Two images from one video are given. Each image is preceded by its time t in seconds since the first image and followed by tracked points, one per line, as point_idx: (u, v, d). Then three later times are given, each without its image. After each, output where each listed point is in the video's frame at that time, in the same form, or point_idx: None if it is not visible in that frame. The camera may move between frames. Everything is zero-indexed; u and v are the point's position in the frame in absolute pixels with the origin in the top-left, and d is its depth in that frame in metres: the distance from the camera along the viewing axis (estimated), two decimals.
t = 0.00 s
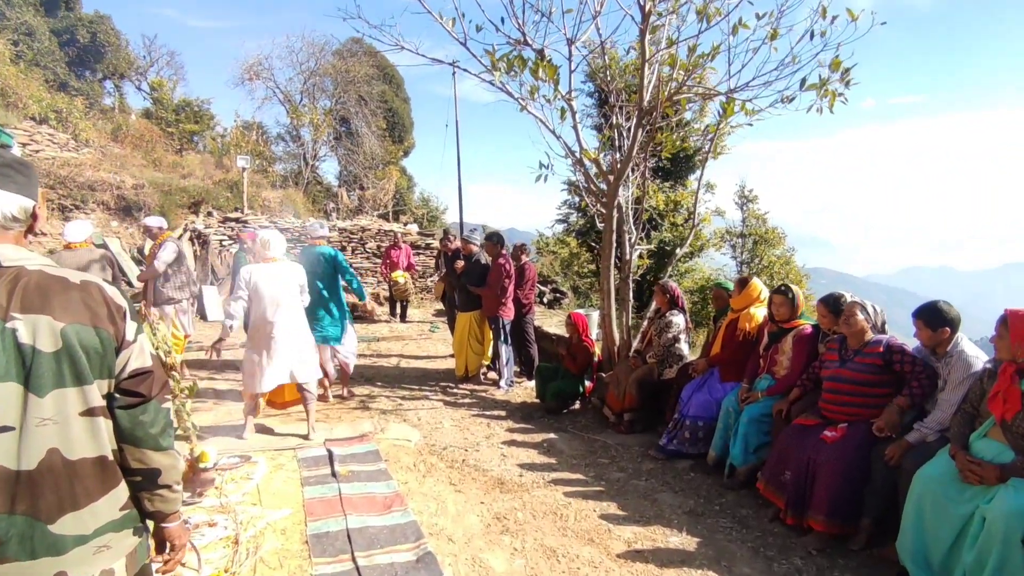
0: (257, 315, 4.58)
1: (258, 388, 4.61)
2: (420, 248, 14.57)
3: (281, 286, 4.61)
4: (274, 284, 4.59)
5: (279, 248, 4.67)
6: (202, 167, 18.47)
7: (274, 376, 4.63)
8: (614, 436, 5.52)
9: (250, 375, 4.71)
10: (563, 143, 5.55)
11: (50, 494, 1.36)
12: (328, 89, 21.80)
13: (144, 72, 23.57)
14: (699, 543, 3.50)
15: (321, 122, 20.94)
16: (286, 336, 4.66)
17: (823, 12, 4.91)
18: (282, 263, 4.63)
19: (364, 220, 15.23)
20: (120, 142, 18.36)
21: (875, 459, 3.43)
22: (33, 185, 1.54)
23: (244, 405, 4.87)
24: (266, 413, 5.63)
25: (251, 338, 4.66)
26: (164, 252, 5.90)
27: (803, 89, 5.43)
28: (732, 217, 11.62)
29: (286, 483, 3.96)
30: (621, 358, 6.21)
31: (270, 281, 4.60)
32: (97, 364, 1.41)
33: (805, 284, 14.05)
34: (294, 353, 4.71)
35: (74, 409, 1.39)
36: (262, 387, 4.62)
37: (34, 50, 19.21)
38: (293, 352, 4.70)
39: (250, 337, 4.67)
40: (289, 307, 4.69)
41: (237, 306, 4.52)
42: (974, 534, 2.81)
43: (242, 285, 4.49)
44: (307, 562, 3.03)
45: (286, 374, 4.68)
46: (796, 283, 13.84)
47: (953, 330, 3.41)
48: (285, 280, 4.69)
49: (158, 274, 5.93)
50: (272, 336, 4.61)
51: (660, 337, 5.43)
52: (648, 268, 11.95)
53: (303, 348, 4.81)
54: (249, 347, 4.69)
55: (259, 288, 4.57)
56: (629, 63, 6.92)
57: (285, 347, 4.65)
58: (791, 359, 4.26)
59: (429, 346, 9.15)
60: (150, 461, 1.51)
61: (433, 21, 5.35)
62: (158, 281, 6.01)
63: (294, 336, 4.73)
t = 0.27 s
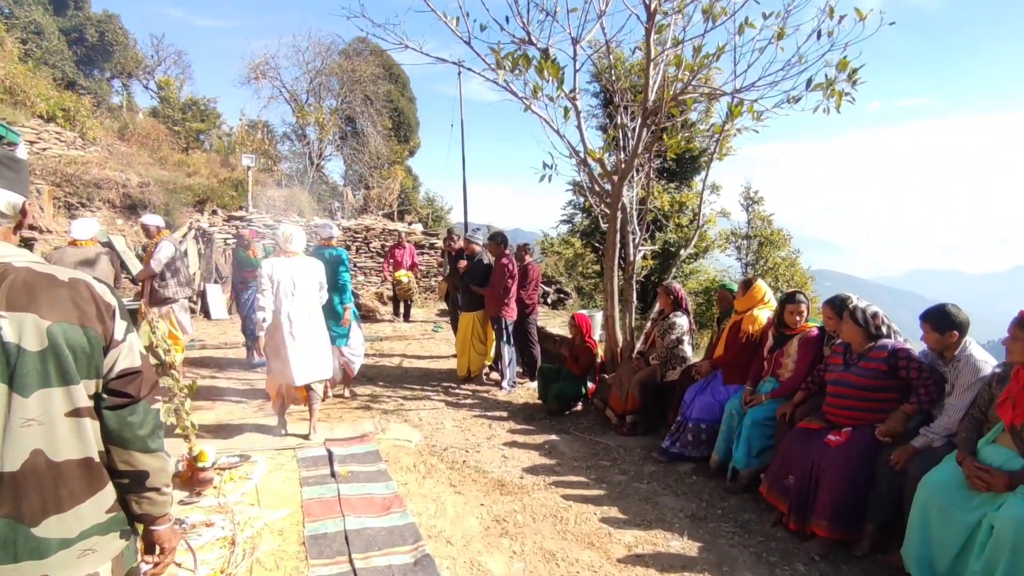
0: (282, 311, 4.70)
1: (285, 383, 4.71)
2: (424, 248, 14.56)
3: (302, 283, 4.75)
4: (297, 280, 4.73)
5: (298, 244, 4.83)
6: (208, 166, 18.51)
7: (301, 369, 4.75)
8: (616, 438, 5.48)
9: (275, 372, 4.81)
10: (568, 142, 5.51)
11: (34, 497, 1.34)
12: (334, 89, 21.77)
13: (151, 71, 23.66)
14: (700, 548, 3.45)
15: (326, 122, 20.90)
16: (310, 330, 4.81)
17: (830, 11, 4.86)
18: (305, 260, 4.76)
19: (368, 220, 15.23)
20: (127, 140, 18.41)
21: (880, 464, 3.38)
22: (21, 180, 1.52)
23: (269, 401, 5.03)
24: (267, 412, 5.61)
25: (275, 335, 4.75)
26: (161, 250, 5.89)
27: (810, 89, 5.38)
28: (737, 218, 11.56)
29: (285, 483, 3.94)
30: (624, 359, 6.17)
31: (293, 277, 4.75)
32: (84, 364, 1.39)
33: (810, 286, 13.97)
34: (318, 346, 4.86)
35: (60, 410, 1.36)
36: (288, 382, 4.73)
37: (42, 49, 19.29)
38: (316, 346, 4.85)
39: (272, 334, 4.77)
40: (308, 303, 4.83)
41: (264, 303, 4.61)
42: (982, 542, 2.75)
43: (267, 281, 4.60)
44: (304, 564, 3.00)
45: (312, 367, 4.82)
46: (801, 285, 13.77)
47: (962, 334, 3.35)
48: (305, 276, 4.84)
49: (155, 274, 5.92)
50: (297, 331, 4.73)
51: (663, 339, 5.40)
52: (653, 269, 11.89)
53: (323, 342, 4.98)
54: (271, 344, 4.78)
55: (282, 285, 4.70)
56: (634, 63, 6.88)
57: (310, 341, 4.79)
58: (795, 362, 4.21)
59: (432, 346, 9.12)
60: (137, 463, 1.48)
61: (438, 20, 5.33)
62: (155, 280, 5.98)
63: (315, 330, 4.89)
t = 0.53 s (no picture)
0: (297, 311, 4.70)
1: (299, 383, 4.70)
2: (433, 247, 14.57)
3: (314, 282, 4.75)
4: (312, 280, 4.75)
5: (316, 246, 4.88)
6: (219, 164, 18.66)
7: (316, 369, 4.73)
8: (620, 440, 5.45)
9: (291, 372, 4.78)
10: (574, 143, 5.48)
11: (19, 496, 1.34)
12: (345, 88, 21.79)
13: (165, 70, 23.90)
14: (701, 553, 3.42)
15: (337, 121, 20.88)
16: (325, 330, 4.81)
17: (841, 10, 4.80)
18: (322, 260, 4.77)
19: (378, 219, 15.28)
20: (140, 139, 18.59)
21: (887, 471, 3.32)
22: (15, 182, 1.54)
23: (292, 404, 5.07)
24: (271, 410, 5.63)
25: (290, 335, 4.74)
26: (166, 249, 5.96)
27: (820, 89, 5.31)
28: (748, 219, 11.47)
29: (286, 482, 3.94)
30: (629, 361, 6.14)
31: (308, 277, 4.77)
32: (71, 365, 1.39)
33: (821, 288, 13.84)
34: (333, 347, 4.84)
35: (46, 410, 1.37)
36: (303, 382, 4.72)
37: (58, 48, 19.52)
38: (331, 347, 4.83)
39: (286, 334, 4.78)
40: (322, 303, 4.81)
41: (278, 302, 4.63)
42: (990, 552, 2.70)
43: (280, 280, 4.62)
44: (302, 564, 3.00)
45: (326, 367, 4.80)
46: (812, 287, 13.64)
47: (972, 339, 3.29)
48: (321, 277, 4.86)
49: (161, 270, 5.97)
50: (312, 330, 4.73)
51: (669, 341, 5.35)
52: (661, 270, 11.82)
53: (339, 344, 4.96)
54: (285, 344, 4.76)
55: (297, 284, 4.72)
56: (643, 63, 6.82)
57: (325, 342, 4.78)
58: (801, 366, 4.16)
59: (439, 345, 9.13)
60: (125, 464, 1.48)
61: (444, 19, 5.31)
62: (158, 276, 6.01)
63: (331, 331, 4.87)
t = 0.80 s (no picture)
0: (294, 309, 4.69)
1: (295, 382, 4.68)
2: (432, 246, 14.56)
3: (312, 280, 4.74)
4: (311, 279, 4.75)
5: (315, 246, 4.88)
6: (219, 163, 18.64)
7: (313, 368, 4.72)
8: (615, 440, 5.43)
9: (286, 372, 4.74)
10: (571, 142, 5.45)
11: None
12: (345, 87, 21.94)
13: (165, 68, 23.92)
14: (694, 556, 3.40)
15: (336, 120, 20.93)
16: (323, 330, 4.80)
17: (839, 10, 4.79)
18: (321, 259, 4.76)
19: (377, 218, 15.27)
20: (139, 137, 18.58)
21: (882, 473, 3.30)
22: None
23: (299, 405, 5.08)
24: (266, 409, 5.61)
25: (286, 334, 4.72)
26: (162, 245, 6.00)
27: (817, 90, 5.29)
28: (747, 220, 11.44)
29: (278, 481, 3.92)
30: (625, 361, 6.12)
31: (307, 276, 4.76)
32: (45, 365, 1.38)
33: (820, 289, 13.81)
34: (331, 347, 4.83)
35: (18, 411, 1.35)
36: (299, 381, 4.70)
37: (58, 46, 19.52)
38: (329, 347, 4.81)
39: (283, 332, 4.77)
40: (320, 303, 4.78)
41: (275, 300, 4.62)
42: (984, 556, 2.67)
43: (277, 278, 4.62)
44: (291, 565, 2.99)
45: (322, 367, 4.75)
46: (811, 288, 13.60)
47: (967, 341, 3.27)
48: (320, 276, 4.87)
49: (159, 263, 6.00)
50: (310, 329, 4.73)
51: (665, 342, 5.33)
52: (660, 270, 11.80)
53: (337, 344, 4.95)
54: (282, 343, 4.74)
55: (296, 283, 4.72)
56: (642, 63, 6.79)
57: (323, 341, 4.76)
58: (796, 368, 4.15)
59: (436, 345, 9.11)
60: (102, 465, 1.48)
61: (441, 17, 5.29)
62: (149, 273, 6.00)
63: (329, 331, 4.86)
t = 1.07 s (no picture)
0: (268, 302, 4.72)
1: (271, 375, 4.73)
2: (408, 242, 14.45)
3: (286, 273, 4.74)
4: (287, 271, 4.74)
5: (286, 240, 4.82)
6: (189, 156, 18.26)
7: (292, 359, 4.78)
8: (590, 435, 5.44)
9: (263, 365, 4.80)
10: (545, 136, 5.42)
11: None
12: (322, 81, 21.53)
13: (134, 59, 23.35)
14: (666, 548, 3.41)
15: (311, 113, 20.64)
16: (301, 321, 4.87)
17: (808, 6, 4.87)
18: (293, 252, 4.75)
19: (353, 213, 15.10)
20: (106, 129, 18.11)
21: (849, 464, 3.35)
22: None
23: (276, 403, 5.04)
24: (235, 406, 5.51)
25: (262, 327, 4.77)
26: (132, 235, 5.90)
27: (789, 85, 5.34)
28: (723, 215, 11.55)
29: (247, 480, 3.84)
30: (600, 356, 6.13)
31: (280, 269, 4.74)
32: None
33: (794, 284, 14.01)
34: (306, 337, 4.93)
35: None
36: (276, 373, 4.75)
37: (20, 35, 18.92)
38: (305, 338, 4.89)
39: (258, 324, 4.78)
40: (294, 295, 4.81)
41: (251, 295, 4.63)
42: (943, 544, 2.71)
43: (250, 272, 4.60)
44: (257, 565, 2.92)
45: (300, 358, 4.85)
46: (785, 283, 13.80)
47: (929, 333, 3.32)
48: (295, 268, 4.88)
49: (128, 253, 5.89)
50: (285, 323, 4.77)
51: (639, 336, 5.35)
52: (637, 265, 11.85)
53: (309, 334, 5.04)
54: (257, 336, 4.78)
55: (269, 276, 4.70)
56: (616, 58, 6.79)
57: (298, 333, 4.83)
58: (767, 361, 4.18)
59: (412, 341, 9.04)
60: (43, 466, 1.47)
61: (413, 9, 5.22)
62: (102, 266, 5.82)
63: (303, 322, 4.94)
